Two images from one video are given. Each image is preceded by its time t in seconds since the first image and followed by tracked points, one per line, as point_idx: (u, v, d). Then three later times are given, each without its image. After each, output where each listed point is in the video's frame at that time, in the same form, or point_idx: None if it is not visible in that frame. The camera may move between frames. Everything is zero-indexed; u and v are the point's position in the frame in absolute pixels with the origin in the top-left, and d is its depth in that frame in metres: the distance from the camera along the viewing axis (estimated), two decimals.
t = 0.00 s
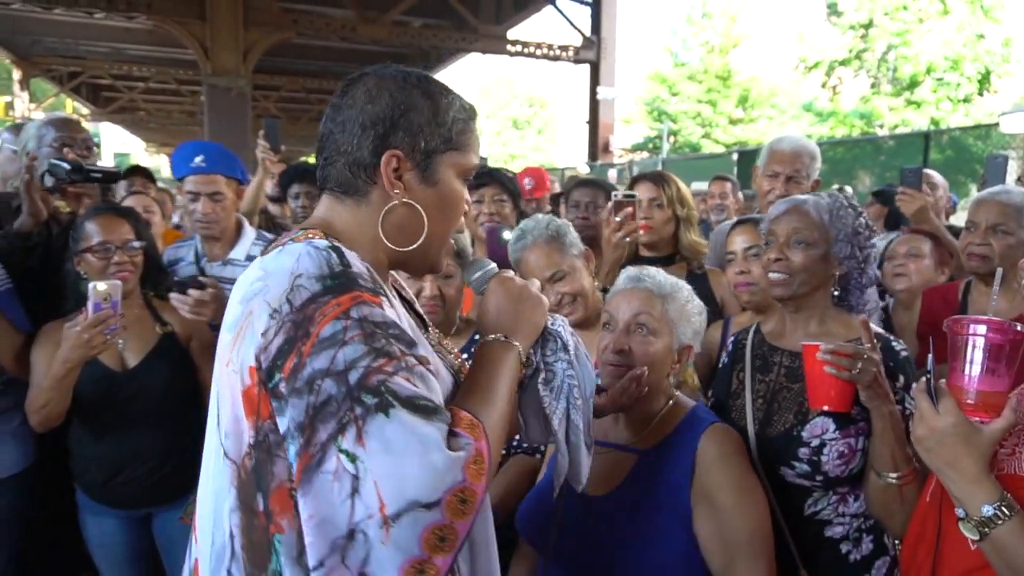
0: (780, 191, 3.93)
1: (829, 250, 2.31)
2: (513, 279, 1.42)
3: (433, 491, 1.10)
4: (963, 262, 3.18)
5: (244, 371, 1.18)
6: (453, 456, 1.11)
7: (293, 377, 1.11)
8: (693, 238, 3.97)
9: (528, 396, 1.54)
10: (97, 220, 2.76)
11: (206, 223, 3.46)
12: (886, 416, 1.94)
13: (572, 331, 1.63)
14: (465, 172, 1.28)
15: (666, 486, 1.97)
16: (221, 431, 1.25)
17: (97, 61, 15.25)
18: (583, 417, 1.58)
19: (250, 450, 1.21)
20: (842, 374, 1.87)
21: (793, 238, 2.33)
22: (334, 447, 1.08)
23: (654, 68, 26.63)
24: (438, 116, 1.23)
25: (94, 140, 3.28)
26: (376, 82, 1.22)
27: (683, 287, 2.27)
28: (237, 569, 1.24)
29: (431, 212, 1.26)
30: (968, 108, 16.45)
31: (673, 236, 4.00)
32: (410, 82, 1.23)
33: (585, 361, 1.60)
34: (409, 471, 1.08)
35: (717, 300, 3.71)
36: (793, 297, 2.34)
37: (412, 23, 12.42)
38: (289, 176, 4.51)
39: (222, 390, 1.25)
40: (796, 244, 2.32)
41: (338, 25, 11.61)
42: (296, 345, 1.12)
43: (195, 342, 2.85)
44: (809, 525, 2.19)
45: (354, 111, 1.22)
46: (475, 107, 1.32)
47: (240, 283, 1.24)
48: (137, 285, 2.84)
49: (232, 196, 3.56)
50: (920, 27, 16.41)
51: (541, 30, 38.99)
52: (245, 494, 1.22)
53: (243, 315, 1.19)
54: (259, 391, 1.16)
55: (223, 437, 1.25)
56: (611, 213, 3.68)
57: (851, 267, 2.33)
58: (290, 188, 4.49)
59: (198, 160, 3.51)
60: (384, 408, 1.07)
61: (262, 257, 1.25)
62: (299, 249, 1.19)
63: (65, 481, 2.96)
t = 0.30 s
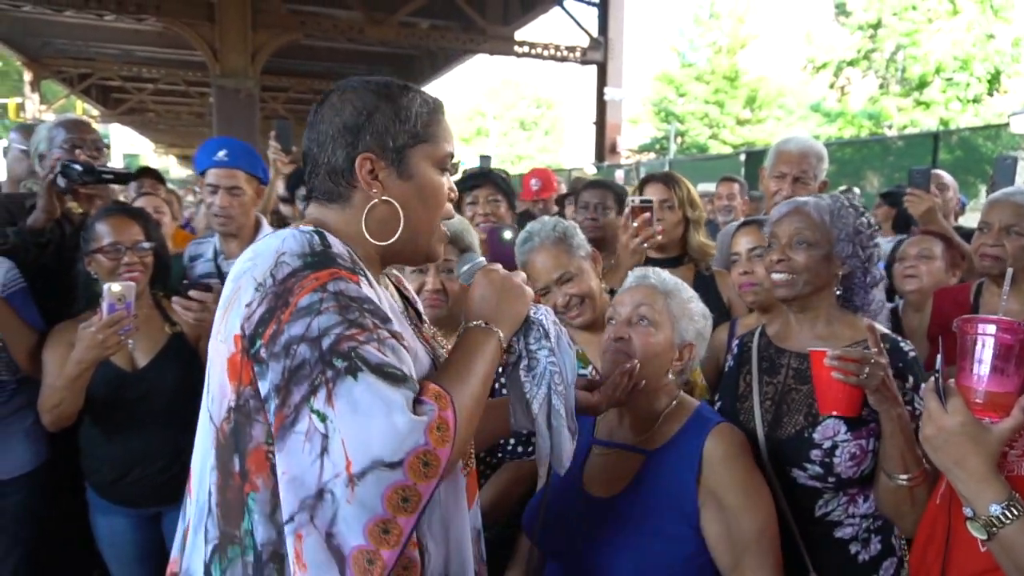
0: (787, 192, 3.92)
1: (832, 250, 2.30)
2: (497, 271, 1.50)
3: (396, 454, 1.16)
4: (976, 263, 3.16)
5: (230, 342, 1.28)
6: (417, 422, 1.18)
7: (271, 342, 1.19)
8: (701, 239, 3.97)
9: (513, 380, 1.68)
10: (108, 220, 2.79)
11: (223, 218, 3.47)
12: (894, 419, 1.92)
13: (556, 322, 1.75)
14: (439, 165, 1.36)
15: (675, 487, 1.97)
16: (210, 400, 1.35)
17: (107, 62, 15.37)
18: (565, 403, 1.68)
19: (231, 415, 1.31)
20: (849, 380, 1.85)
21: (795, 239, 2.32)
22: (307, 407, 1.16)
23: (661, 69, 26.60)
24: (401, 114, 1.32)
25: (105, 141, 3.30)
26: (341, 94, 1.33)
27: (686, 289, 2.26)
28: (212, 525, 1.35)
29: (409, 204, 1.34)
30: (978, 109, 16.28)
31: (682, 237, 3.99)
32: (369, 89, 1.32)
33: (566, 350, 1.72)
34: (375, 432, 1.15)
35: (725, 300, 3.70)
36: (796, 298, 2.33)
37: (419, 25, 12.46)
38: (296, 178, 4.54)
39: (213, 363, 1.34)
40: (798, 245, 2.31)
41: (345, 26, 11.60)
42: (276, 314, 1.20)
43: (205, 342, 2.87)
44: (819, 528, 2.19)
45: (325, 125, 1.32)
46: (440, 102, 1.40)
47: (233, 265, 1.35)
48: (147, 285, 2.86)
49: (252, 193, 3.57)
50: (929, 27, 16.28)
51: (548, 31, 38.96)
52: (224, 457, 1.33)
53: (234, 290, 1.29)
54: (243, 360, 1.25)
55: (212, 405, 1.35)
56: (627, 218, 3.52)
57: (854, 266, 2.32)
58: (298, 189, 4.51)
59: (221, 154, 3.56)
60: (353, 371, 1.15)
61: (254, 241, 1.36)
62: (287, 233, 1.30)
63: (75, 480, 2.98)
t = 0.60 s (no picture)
0: (801, 194, 3.90)
1: (851, 251, 2.29)
2: (497, 267, 1.53)
3: (399, 428, 1.22)
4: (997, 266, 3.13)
5: (243, 323, 1.34)
6: (420, 397, 1.23)
7: (283, 320, 1.26)
8: (713, 241, 3.95)
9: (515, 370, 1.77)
10: (120, 222, 2.81)
11: (245, 222, 3.50)
12: (904, 430, 1.91)
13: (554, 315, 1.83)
14: (444, 169, 1.43)
15: (686, 492, 1.95)
16: (220, 379, 1.41)
17: (122, 64, 15.51)
18: (564, 393, 1.76)
19: (240, 393, 1.35)
20: (858, 391, 1.84)
21: (814, 238, 2.31)
22: (316, 381, 1.23)
23: (673, 70, 26.53)
24: (411, 119, 1.40)
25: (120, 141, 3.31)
26: (356, 98, 1.41)
27: (680, 282, 2.23)
28: (219, 500, 1.39)
29: (415, 203, 1.40)
30: (993, 110, 16.03)
31: (695, 239, 3.97)
32: (383, 97, 1.41)
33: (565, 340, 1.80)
34: (380, 406, 1.21)
35: (737, 302, 3.69)
36: (814, 298, 2.31)
37: (431, 26, 12.49)
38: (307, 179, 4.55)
39: (224, 343, 1.41)
40: (817, 244, 2.30)
41: (357, 27, 11.60)
42: (288, 294, 1.28)
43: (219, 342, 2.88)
44: (830, 531, 2.17)
45: (339, 125, 1.40)
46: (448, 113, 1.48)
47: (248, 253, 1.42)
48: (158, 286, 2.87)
49: (272, 197, 3.59)
50: (945, 27, 16.05)
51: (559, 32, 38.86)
52: (232, 434, 1.37)
53: (248, 274, 1.37)
54: (253, 339, 1.32)
55: (222, 384, 1.40)
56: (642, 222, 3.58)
57: (874, 268, 2.31)
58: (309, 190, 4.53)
59: (241, 160, 3.57)
60: (360, 347, 1.22)
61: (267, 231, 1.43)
62: (299, 221, 1.38)
63: (91, 479, 3.00)
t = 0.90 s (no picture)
0: (811, 195, 3.88)
1: (856, 251, 2.29)
2: (494, 267, 1.49)
3: (410, 430, 1.23)
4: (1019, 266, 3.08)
5: (247, 325, 1.34)
6: (429, 399, 1.25)
7: (291, 323, 1.26)
8: (722, 242, 3.93)
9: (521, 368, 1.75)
10: (128, 223, 2.83)
11: (241, 223, 3.52)
12: (907, 438, 1.90)
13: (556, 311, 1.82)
14: (447, 182, 1.42)
15: (686, 499, 1.94)
16: (225, 384, 1.41)
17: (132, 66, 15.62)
18: (570, 388, 1.77)
19: (246, 397, 1.36)
20: (860, 398, 1.85)
21: (820, 239, 2.32)
22: (325, 385, 1.23)
23: (682, 71, 26.46)
24: (424, 132, 1.40)
25: (131, 144, 3.34)
26: (373, 104, 1.41)
27: (680, 283, 2.23)
28: (226, 505, 1.40)
29: (411, 212, 1.39)
30: (1006, 111, 15.81)
31: (703, 241, 3.95)
32: (399, 107, 1.41)
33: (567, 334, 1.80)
34: (390, 409, 1.22)
35: (745, 304, 3.67)
36: (819, 300, 2.31)
37: (439, 28, 12.52)
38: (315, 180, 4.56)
39: (226, 347, 1.40)
40: (822, 245, 2.31)
41: (367, 29, 11.66)
42: (295, 298, 1.28)
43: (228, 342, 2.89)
44: (838, 536, 2.15)
45: (351, 128, 1.41)
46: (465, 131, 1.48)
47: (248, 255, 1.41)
48: (167, 287, 2.89)
49: (268, 197, 3.62)
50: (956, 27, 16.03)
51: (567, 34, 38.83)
52: (240, 438, 1.37)
53: (249, 277, 1.36)
54: (260, 343, 1.32)
55: (227, 389, 1.40)
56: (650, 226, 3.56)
57: (881, 269, 2.29)
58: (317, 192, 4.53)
59: (236, 161, 3.60)
60: (370, 350, 1.23)
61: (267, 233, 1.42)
62: (302, 225, 1.37)
63: (102, 479, 3.01)
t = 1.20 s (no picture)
0: (812, 196, 3.88)
1: (859, 254, 2.29)
2: (486, 262, 1.44)
3: (422, 454, 1.17)
4: None
5: (233, 348, 1.25)
6: (439, 420, 1.18)
7: (286, 348, 1.18)
8: (721, 243, 3.93)
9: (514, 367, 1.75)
10: (129, 223, 2.83)
11: (235, 224, 3.54)
12: (909, 438, 1.91)
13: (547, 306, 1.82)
14: (430, 173, 1.35)
15: (684, 498, 1.93)
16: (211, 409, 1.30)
17: (132, 67, 15.61)
18: (565, 385, 1.77)
19: (237, 424, 1.26)
20: (859, 397, 1.86)
21: (822, 243, 2.33)
22: (328, 412, 1.16)
23: (682, 71, 26.45)
24: (399, 121, 1.31)
25: (132, 145, 3.35)
26: (337, 95, 1.32)
27: (666, 282, 2.23)
28: (219, 539, 1.28)
29: (399, 209, 1.32)
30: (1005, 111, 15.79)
31: (702, 241, 3.95)
32: (369, 93, 1.32)
33: (561, 332, 1.81)
34: (400, 434, 1.16)
35: (744, 305, 3.67)
36: (823, 304, 2.31)
37: (438, 29, 12.51)
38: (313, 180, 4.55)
39: (210, 370, 1.31)
40: (825, 249, 2.31)
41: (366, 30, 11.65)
42: (288, 319, 1.19)
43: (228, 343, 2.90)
44: (836, 536, 2.15)
45: (320, 124, 1.32)
46: (437, 112, 1.40)
47: (229, 270, 1.31)
48: (168, 287, 2.89)
49: (261, 197, 3.64)
50: (956, 28, 16.11)
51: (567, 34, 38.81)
52: (233, 466, 1.26)
53: (233, 296, 1.26)
54: (249, 367, 1.23)
55: (214, 416, 1.29)
56: (649, 227, 3.57)
57: (884, 271, 2.29)
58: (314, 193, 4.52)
59: (229, 162, 3.61)
60: (374, 372, 1.15)
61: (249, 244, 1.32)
62: (288, 236, 1.28)
63: (102, 479, 3.01)
